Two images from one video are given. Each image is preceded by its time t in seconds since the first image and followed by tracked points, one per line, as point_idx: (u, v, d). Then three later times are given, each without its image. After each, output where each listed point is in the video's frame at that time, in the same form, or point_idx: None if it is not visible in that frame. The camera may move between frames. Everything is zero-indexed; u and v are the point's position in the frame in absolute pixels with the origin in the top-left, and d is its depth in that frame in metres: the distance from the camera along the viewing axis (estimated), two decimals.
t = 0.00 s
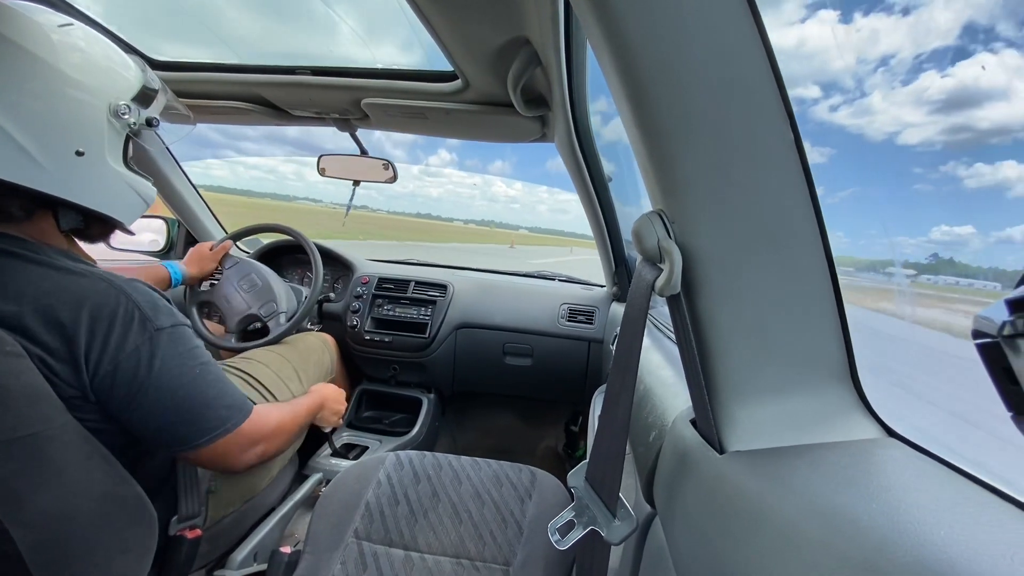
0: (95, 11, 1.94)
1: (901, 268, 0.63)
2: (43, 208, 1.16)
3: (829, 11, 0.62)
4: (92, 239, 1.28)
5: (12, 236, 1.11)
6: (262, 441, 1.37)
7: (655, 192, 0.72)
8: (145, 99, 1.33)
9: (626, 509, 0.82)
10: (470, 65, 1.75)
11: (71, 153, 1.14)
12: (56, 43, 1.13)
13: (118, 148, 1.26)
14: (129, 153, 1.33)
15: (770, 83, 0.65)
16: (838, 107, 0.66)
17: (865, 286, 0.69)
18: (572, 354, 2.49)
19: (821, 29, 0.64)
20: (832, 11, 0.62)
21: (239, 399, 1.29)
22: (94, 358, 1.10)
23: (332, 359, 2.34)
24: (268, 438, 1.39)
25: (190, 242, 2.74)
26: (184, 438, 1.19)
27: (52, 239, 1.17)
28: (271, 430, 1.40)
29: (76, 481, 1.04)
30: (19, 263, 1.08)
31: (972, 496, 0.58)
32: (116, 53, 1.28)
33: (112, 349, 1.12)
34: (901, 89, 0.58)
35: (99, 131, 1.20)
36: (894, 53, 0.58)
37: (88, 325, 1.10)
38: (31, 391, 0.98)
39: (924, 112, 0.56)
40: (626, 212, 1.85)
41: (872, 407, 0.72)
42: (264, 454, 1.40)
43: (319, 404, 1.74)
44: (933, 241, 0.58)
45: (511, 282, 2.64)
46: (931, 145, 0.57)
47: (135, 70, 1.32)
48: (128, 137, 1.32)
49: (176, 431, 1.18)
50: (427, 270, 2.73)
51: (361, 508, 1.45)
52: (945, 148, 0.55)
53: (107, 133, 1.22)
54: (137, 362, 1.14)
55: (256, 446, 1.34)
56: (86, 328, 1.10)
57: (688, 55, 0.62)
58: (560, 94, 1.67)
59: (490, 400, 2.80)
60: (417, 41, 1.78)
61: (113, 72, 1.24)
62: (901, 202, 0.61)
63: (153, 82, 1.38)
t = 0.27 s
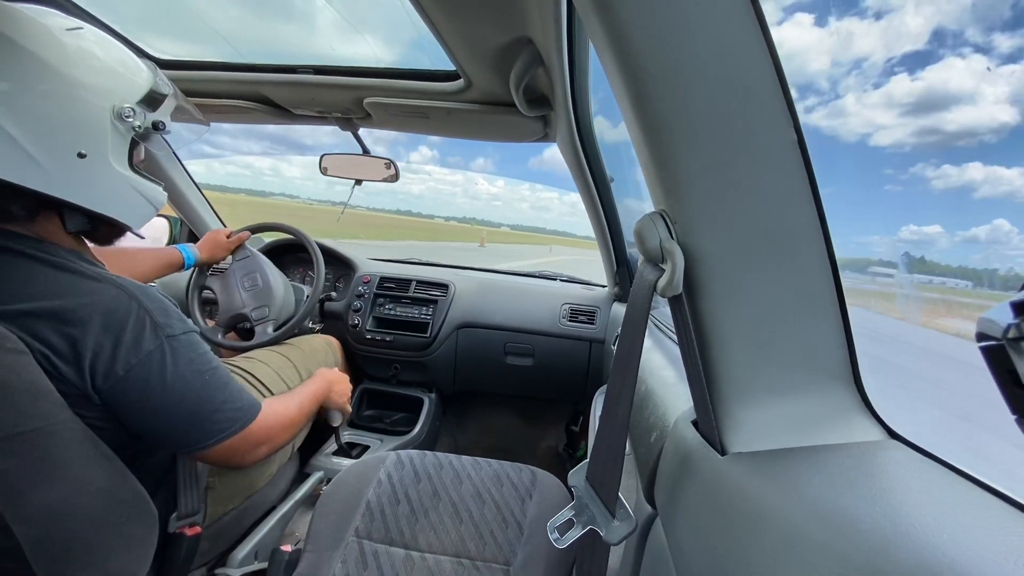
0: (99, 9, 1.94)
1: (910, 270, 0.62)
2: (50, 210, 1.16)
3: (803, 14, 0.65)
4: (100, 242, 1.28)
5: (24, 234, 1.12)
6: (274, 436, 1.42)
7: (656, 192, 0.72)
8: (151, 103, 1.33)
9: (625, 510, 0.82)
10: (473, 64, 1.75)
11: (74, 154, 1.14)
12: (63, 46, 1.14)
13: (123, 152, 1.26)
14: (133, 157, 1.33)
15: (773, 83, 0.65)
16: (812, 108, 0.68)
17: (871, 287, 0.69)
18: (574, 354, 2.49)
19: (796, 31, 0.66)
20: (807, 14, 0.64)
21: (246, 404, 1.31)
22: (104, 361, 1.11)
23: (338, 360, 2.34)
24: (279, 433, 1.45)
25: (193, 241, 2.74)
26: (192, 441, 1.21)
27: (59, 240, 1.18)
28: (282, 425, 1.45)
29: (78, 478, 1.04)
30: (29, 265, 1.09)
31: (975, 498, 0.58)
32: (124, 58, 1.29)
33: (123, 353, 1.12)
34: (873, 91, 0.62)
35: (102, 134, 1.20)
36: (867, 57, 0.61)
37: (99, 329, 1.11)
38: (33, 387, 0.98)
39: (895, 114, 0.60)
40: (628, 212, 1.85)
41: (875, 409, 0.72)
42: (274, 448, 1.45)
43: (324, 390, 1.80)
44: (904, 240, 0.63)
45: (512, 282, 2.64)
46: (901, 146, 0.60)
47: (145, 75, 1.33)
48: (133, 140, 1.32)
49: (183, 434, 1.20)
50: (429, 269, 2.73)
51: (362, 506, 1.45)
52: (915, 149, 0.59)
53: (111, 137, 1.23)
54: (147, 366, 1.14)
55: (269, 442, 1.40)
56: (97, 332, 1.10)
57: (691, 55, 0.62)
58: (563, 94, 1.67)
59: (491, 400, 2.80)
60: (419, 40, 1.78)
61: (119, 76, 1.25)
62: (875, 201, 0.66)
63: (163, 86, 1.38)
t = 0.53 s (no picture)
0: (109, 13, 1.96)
1: (921, 271, 0.64)
2: (51, 213, 1.17)
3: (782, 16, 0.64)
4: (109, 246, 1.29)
5: (26, 233, 1.13)
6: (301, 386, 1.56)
7: (663, 195, 0.71)
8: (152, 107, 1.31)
9: (629, 514, 0.82)
10: (478, 67, 1.75)
11: (61, 156, 1.14)
12: (56, 49, 1.15)
13: (119, 156, 1.25)
14: (133, 162, 1.31)
15: (781, 83, 0.65)
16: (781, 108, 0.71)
17: (878, 283, 0.70)
18: (580, 356, 2.48)
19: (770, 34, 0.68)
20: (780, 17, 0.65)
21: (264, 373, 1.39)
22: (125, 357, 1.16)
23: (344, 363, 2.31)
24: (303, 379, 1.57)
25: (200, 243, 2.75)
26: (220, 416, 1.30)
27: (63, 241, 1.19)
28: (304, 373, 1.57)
29: (88, 479, 1.05)
30: (39, 267, 1.11)
31: (989, 505, 0.57)
32: (127, 63, 1.28)
33: (142, 348, 1.17)
34: (842, 93, 0.67)
35: (93, 135, 1.19)
36: (837, 60, 0.66)
37: (114, 328, 1.14)
38: (45, 386, 0.99)
39: (863, 116, 0.65)
40: (635, 214, 1.85)
41: (885, 412, 0.72)
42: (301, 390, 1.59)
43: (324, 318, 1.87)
44: (871, 238, 0.69)
45: (519, 284, 2.64)
46: (868, 146, 0.66)
47: (149, 80, 1.31)
48: (133, 145, 1.30)
49: (210, 413, 1.28)
50: (435, 271, 2.73)
51: (369, 508, 1.45)
52: (882, 150, 0.65)
53: (104, 140, 1.21)
54: (167, 358, 1.20)
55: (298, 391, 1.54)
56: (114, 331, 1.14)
57: (697, 56, 0.62)
58: (569, 97, 1.67)
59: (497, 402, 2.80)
60: (426, 42, 1.78)
61: (114, 79, 1.24)
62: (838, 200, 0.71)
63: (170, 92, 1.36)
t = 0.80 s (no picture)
0: (118, 14, 1.98)
1: (930, 274, 0.63)
2: (62, 210, 1.18)
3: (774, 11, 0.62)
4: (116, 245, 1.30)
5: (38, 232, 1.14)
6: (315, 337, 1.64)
7: (670, 194, 0.71)
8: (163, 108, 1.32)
9: (632, 514, 0.82)
10: (484, 67, 1.75)
11: (75, 155, 1.15)
12: (70, 49, 1.17)
13: (131, 157, 1.26)
14: (147, 165, 1.32)
15: (787, 81, 0.64)
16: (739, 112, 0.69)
17: (885, 286, 0.69)
18: (585, 356, 2.48)
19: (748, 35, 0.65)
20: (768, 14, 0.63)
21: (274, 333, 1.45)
22: (149, 346, 1.20)
23: (350, 362, 2.31)
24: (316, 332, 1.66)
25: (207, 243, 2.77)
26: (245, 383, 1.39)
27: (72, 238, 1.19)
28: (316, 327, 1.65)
29: (97, 476, 1.06)
30: (51, 268, 1.11)
31: (1000, 508, 0.56)
32: (138, 65, 1.30)
33: (163, 334, 1.21)
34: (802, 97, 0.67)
35: (107, 136, 1.20)
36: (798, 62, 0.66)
37: (131, 321, 1.17)
38: (55, 384, 0.99)
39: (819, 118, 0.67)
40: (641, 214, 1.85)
41: (894, 413, 0.71)
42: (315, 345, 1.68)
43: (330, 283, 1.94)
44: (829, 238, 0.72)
45: (524, 283, 2.64)
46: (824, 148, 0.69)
47: (160, 82, 1.32)
48: (146, 147, 1.30)
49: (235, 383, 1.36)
50: (441, 271, 2.74)
51: (375, 507, 1.45)
52: (838, 151, 0.68)
53: (116, 139, 1.22)
54: (184, 344, 1.24)
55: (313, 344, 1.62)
56: (132, 323, 1.17)
57: (703, 53, 0.61)
58: (574, 96, 1.67)
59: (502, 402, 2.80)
60: (432, 42, 1.79)
61: (126, 78, 1.25)
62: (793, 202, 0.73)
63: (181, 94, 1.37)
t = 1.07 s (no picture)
0: (113, 8, 1.97)
1: (928, 272, 0.64)
2: (52, 205, 1.17)
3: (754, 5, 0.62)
4: (109, 240, 1.30)
5: (27, 228, 1.14)
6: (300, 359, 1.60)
7: (667, 192, 0.71)
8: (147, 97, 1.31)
9: (628, 511, 0.82)
10: (481, 64, 1.75)
11: (59, 147, 1.15)
12: (53, 41, 1.15)
13: (117, 148, 1.25)
14: (132, 155, 1.31)
15: (784, 78, 0.64)
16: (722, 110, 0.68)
17: (880, 285, 0.70)
18: (582, 354, 2.48)
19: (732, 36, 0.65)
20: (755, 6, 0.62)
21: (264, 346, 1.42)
22: (133, 349, 1.19)
23: (347, 360, 2.31)
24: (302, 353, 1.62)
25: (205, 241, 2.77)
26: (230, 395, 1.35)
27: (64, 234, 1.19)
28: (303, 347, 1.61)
29: (92, 472, 1.05)
30: (41, 267, 1.12)
31: (992, 505, 0.57)
32: (123, 54, 1.28)
33: (148, 338, 1.20)
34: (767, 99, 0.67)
35: (91, 127, 1.19)
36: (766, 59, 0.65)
37: (116, 322, 1.16)
38: (47, 381, 0.99)
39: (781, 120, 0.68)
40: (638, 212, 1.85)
41: (888, 411, 0.71)
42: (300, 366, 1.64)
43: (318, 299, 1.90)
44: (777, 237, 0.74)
45: (521, 281, 2.64)
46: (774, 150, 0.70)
47: (144, 72, 1.31)
48: (132, 138, 1.30)
49: (220, 395, 1.33)
50: (437, 269, 2.73)
51: (372, 504, 1.46)
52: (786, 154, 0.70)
53: (101, 131, 1.21)
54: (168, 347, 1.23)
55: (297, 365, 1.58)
56: (117, 325, 1.16)
57: (701, 51, 0.62)
58: (571, 93, 1.67)
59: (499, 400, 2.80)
60: (429, 39, 1.79)
61: (110, 69, 1.24)
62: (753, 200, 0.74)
63: (166, 82, 1.36)
